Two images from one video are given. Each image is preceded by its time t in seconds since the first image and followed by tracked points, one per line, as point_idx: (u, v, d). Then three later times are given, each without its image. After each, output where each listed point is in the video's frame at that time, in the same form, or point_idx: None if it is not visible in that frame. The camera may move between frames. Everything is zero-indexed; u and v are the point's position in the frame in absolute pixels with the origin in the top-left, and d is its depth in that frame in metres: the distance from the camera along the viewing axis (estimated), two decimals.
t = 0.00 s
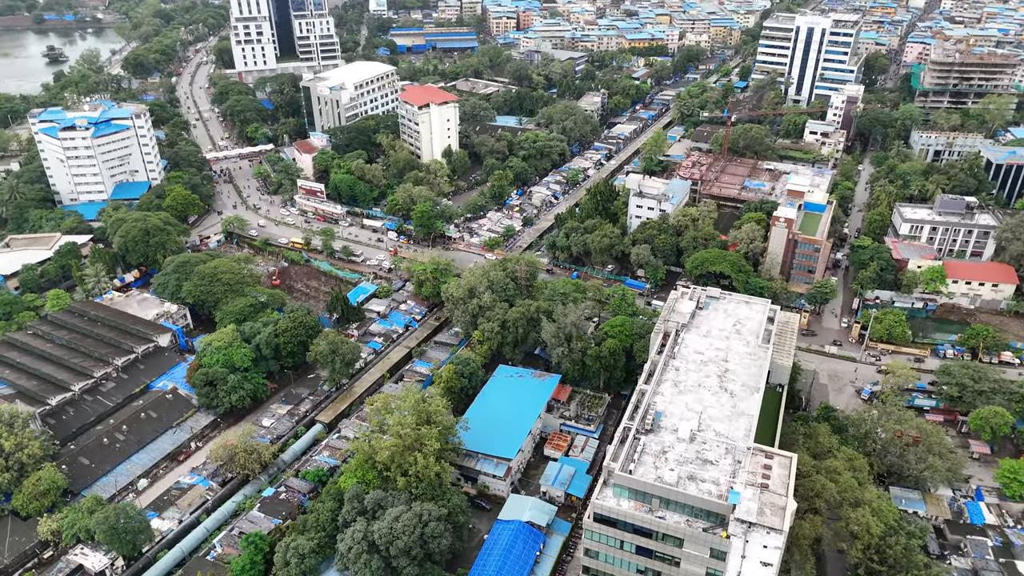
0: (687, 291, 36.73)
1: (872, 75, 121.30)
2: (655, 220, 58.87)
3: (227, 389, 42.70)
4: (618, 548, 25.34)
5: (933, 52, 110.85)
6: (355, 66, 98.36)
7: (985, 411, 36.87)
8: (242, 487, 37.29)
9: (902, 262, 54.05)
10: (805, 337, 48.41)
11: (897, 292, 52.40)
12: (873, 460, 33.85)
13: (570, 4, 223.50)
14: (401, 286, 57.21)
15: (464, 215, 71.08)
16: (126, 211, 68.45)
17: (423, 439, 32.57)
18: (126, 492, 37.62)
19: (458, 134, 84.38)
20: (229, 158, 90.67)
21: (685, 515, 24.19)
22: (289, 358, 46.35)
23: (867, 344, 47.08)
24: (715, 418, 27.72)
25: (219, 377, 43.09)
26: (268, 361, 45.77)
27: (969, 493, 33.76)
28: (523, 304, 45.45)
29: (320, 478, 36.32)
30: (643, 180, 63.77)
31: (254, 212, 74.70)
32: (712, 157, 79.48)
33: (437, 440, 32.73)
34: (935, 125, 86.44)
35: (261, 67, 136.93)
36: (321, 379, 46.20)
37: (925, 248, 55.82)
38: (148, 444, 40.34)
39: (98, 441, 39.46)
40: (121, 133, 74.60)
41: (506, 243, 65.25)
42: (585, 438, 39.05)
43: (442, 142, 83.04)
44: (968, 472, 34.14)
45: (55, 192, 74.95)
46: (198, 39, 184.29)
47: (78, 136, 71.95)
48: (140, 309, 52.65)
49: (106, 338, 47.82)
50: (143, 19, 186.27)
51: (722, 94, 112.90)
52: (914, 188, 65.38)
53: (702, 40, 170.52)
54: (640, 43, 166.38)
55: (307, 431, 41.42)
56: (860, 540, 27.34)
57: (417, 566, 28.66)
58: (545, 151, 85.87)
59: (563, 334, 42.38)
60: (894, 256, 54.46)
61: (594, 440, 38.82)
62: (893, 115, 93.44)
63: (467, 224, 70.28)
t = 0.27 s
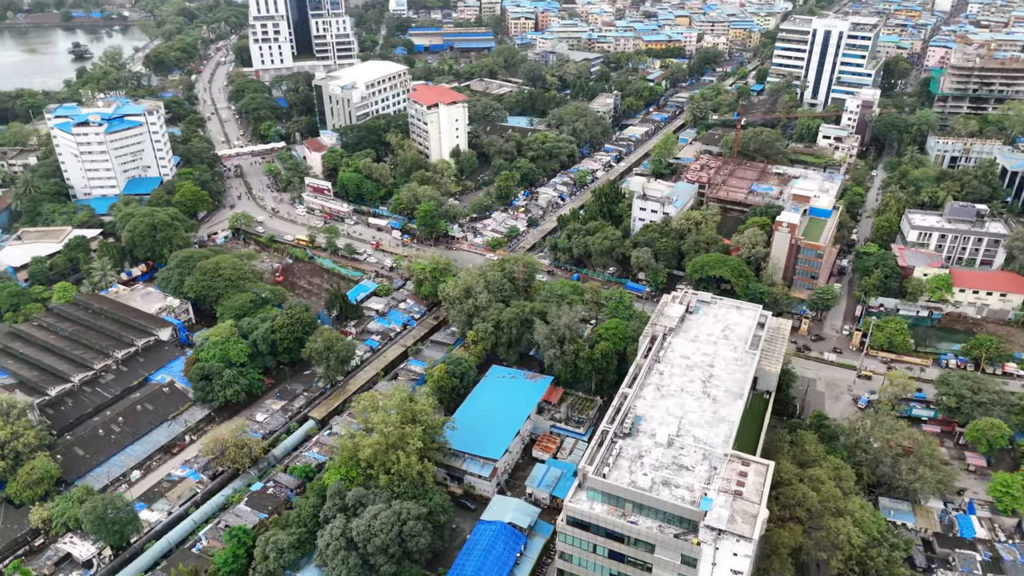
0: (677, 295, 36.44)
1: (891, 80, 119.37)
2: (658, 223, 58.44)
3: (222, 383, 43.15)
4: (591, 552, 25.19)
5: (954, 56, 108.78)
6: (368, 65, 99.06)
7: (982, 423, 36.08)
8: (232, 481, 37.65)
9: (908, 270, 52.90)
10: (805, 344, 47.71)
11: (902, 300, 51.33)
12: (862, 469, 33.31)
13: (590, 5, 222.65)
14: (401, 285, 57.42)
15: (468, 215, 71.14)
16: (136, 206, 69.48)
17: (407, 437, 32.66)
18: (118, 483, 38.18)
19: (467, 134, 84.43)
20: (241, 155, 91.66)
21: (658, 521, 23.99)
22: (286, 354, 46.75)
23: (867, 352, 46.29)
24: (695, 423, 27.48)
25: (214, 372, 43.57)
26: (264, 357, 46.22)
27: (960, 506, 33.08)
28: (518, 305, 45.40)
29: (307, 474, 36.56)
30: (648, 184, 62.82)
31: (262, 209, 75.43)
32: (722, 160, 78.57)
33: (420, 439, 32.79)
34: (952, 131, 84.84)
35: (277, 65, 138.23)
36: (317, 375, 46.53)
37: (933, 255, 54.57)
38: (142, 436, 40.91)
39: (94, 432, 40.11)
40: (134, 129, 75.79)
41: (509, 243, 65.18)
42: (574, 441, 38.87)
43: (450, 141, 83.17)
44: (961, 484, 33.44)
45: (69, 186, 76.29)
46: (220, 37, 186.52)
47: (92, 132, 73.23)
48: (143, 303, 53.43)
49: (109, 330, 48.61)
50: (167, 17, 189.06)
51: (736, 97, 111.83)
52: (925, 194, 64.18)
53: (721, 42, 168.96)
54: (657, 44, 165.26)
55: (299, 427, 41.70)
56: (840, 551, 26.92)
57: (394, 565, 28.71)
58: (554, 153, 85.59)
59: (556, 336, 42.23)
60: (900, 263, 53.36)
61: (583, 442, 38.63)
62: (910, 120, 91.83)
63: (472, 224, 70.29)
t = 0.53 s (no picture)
0: (669, 298, 36.17)
1: (909, 84, 117.48)
2: (659, 226, 58.07)
3: (218, 378, 43.58)
4: (566, 555, 25.10)
5: (974, 60, 106.76)
6: (379, 65, 99.54)
7: (979, 434, 35.37)
8: (223, 476, 38.01)
9: (913, 276, 51.81)
10: (804, 350, 47.14)
11: (906, 308, 50.44)
12: (852, 478, 32.85)
13: (608, 6, 221.73)
14: (402, 283, 57.59)
15: (473, 215, 71.18)
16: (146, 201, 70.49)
17: (391, 435, 32.75)
18: (112, 475, 38.73)
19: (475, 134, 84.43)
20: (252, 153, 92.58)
21: (631, 525, 23.82)
22: (283, 351, 47.09)
23: (867, 360, 45.58)
24: (676, 428, 27.27)
25: (210, 366, 44.02)
26: (261, 353, 46.60)
27: (952, 518, 32.48)
28: (513, 306, 45.34)
29: (295, 470, 36.77)
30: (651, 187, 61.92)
31: (269, 207, 76.11)
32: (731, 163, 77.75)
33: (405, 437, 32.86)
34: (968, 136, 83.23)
35: (293, 64, 139.44)
36: (313, 372, 46.81)
37: (939, 263, 53.46)
38: (138, 429, 41.45)
39: (90, 424, 40.74)
40: (145, 126, 76.92)
41: (512, 244, 65.10)
42: (563, 443, 38.70)
43: (457, 142, 83.25)
44: (953, 496, 32.85)
45: (83, 181, 77.93)
46: (240, 36, 188.71)
47: (104, 128, 74.49)
48: (147, 297, 54.19)
49: (111, 324, 49.37)
50: (188, 16, 191.66)
51: (750, 99, 110.75)
52: (936, 201, 63.06)
53: (738, 44, 167.38)
54: (673, 46, 164.11)
55: (292, 424, 41.97)
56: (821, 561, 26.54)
57: (373, 562, 28.81)
58: (562, 154, 85.23)
59: (549, 338, 42.11)
60: (905, 270, 52.30)
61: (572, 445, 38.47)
62: (926, 124, 90.27)
63: (477, 224, 70.31)
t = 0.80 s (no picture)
0: (660, 302, 35.88)
1: (930, 88, 115.27)
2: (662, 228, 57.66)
3: (215, 372, 44.06)
4: (539, 558, 25.01)
5: (996, 64, 104.49)
6: (391, 65, 99.97)
7: (975, 446, 34.55)
8: (214, 469, 38.40)
9: (919, 284, 50.83)
10: (803, 357, 46.45)
11: (911, 316, 49.41)
12: (840, 488, 32.35)
13: (629, 7, 220.45)
14: (403, 282, 57.80)
15: (478, 215, 71.22)
16: (156, 196, 71.54)
17: (375, 433, 32.88)
18: (107, 466, 39.31)
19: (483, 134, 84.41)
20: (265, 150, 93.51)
21: (603, 530, 23.64)
22: (280, 346, 47.47)
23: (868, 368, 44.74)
24: (655, 432, 27.04)
25: (207, 361, 44.52)
26: (259, 349, 47.01)
27: (942, 530, 31.81)
28: (507, 307, 45.29)
29: (284, 465, 37.04)
30: (655, 188, 61.10)
31: (278, 203, 76.84)
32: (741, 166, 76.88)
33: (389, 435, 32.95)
34: (986, 142, 81.48)
35: (310, 63, 140.60)
36: (309, 368, 47.15)
37: (947, 270, 52.28)
38: (135, 421, 42.03)
39: (88, 415, 41.43)
40: (158, 122, 78.10)
41: (515, 244, 65.00)
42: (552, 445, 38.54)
43: (466, 142, 83.25)
44: (945, 509, 32.14)
45: (98, 176, 79.40)
46: (261, 34, 190.91)
47: (118, 124, 75.78)
48: (151, 292, 55.02)
49: (114, 317, 50.20)
50: (211, 14, 194.29)
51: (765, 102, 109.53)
52: (947, 207, 61.85)
53: (757, 46, 165.49)
54: (691, 47, 162.55)
55: (285, 419, 42.27)
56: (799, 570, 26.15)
57: (352, 559, 28.90)
58: (570, 155, 84.95)
59: (541, 339, 42.02)
60: (911, 278, 51.29)
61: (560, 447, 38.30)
62: (943, 129, 88.52)
63: (482, 224, 70.29)
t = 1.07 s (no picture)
0: (649, 305, 35.61)
1: (951, 92, 112.98)
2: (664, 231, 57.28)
3: (212, 365, 44.57)
4: (511, 558, 24.99)
5: (1020, 69, 102.10)
6: (404, 64, 100.39)
7: (969, 458, 33.81)
8: (206, 462, 38.84)
9: (924, 292, 49.74)
10: (802, 363, 45.83)
11: (915, 324, 48.45)
12: (827, 497, 31.90)
13: (649, 8, 219.02)
14: (404, 280, 58.01)
15: (483, 215, 71.26)
16: (167, 191, 72.60)
17: (359, 430, 33.02)
18: (103, 456, 40.01)
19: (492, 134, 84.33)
20: (277, 147, 94.41)
21: (573, 532, 23.55)
22: (277, 342, 47.89)
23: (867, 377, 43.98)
24: (633, 436, 26.85)
25: (205, 355, 45.04)
26: (256, 343, 47.44)
27: (931, 543, 31.21)
28: (502, 307, 45.19)
29: (273, 459, 37.38)
30: (659, 190, 60.45)
31: (286, 201, 77.54)
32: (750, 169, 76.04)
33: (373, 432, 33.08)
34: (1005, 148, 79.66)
35: (326, 61, 141.72)
36: (306, 364, 47.51)
37: (954, 279, 51.17)
38: (132, 412, 42.70)
39: (87, 405, 42.18)
40: (171, 119, 79.27)
41: (518, 245, 64.92)
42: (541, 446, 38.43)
43: (474, 142, 83.18)
44: (934, 521, 31.53)
45: (112, 170, 80.84)
46: (282, 33, 192.90)
47: (131, 120, 77.05)
48: (156, 285, 55.84)
49: (118, 310, 51.05)
50: (235, 13, 196.89)
51: (780, 105, 108.18)
52: (958, 215, 60.61)
53: (777, 49, 163.58)
54: (709, 49, 160.97)
55: (279, 414, 42.62)
56: None
57: (331, 554, 29.06)
58: (579, 156, 84.64)
59: (534, 340, 41.90)
60: (916, 285, 50.19)
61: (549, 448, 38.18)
62: (961, 135, 86.71)
63: (486, 224, 70.30)
